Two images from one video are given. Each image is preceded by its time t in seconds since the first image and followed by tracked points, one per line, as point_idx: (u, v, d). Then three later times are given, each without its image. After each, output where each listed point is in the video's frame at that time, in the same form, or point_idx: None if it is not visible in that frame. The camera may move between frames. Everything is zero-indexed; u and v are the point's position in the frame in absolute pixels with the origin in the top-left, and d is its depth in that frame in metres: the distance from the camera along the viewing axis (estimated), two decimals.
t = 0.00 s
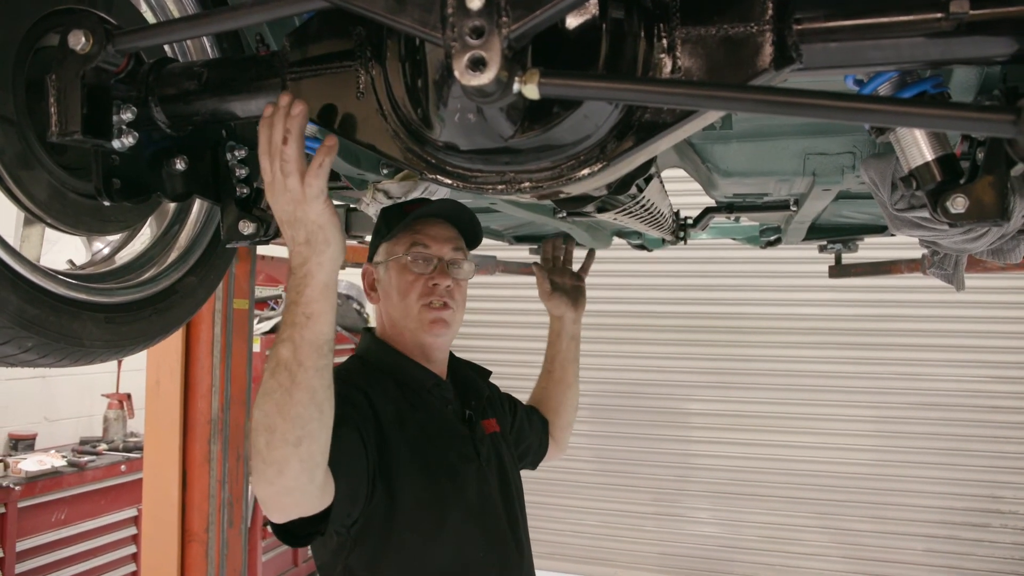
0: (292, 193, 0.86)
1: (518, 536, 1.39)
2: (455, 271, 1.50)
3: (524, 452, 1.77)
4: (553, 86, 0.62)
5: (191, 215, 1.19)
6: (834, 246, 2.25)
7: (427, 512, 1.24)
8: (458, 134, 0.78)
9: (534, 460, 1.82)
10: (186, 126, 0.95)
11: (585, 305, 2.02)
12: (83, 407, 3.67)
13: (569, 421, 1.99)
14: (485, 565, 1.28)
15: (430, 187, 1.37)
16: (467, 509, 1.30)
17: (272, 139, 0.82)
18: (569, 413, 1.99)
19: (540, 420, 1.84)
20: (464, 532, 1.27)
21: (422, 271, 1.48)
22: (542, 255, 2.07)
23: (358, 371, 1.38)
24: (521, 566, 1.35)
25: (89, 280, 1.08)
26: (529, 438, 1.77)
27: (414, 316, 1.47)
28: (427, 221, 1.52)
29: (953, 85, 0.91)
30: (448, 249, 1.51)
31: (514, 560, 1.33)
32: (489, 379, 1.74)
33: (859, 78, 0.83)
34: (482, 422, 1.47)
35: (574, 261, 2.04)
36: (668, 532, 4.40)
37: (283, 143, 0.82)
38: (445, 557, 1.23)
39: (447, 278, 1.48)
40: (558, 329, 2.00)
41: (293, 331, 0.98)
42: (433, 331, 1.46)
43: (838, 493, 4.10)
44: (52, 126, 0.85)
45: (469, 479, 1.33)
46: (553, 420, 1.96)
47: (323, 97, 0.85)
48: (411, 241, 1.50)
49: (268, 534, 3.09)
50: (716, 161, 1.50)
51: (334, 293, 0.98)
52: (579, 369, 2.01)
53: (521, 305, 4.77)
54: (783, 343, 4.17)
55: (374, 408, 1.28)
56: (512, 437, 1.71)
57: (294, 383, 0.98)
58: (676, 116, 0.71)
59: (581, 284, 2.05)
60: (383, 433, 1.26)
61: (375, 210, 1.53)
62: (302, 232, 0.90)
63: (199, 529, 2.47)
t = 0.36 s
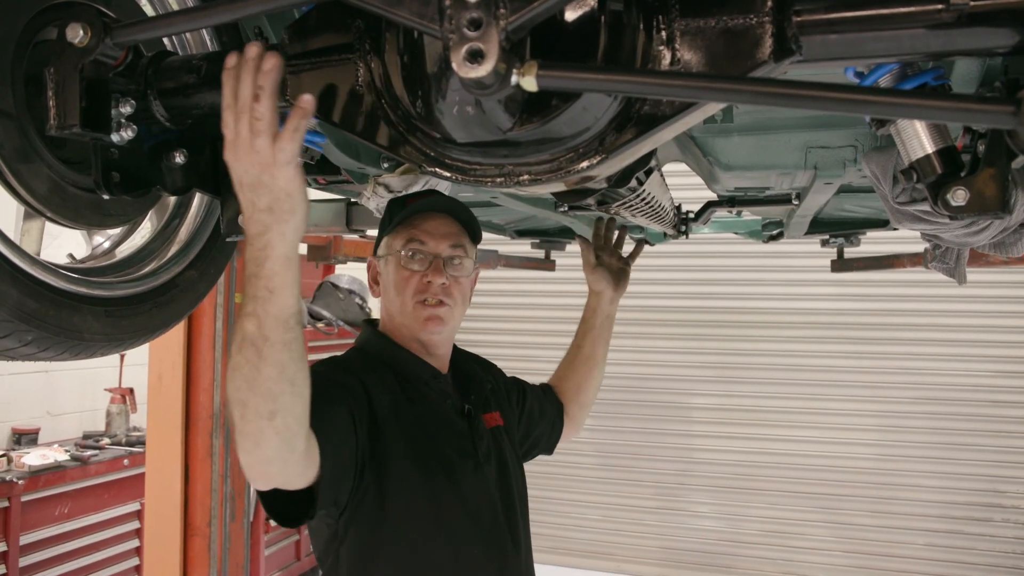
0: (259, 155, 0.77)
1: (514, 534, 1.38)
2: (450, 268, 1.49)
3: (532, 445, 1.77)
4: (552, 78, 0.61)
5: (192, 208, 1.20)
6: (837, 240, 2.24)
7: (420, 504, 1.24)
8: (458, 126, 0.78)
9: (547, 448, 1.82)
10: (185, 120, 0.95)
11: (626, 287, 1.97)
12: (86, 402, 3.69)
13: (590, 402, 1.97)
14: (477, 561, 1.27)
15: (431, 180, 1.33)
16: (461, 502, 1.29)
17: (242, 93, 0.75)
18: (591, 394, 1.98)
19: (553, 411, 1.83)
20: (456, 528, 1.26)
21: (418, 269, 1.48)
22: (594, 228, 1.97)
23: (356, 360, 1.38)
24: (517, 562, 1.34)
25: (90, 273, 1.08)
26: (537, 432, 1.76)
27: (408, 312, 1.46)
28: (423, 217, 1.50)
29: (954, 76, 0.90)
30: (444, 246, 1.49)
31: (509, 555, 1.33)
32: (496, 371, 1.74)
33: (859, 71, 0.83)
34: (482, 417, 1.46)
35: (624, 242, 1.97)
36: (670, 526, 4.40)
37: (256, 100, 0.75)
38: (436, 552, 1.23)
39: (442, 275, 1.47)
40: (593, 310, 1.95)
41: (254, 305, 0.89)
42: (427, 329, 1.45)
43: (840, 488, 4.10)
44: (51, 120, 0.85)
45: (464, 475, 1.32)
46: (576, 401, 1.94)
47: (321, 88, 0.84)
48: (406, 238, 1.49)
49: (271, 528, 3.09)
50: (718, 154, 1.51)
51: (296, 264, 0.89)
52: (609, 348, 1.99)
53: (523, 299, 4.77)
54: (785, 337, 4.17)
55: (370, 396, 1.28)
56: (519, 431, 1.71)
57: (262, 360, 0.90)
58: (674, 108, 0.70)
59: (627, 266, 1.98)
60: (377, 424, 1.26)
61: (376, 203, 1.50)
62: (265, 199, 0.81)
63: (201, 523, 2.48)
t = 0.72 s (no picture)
0: (244, 162, 0.80)
1: (519, 539, 1.35)
2: (447, 257, 1.45)
3: (546, 449, 1.77)
4: (556, 74, 0.61)
5: (197, 206, 1.20)
6: (844, 237, 2.23)
7: (419, 505, 1.24)
8: (463, 123, 0.77)
9: (561, 452, 1.81)
10: (190, 118, 0.96)
11: (644, 293, 1.94)
12: (93, 400, 3.70)
13: (606, 408, 1.96)
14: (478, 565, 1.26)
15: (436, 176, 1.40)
16: (462, 505, 1.28)
17: (232, 100, 0.77)
18: (607, 400, 1.96)
19: (568, 414, 1.81)
20: (456, 531, 1.25)
21: (414, 260, 1.45)
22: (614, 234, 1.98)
23: (360, 359, 1.39)
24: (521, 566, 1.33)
25: (95, 272, 1.09)
26: (551, 436, 1.75)
27: (407, 305, 1.44)
28: (418, 209, 1.48)
29: (962, 71, 0.90)
30: (440, 236, 1.46)
31: (512, 560, 1.31)
32: (511, 370, 1.72)
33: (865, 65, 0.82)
34: (488, 418, 1.45)
35: (644, 247, 1.95)
36: (675, 524, 4.40)
37: (246, 109, 0.78)
38: (435, 555, 1.22)
39: (438, 264, 1.44)
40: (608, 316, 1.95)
41: (235, 310, 0.89)
42: (426, 320, 1.43)
43: (846, 486, 4.09)
44: (55, 118, 0.85)
45: (466, 478, 1.31)
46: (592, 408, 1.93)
47: (325, 85, 0.83)
48: (402, 230, 1.46)
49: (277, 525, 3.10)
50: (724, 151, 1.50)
51: (277, 269, 0.89)
52: (626, 355, 1.97)
53: (529, 297, 4.77)
54: (792, 335, 4.16)
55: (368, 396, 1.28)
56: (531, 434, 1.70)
57: (242, 363, 0.90)
58: (680, 104, 0.71)
59: (645, 272, 1.97)
60: (377, 424, 1.26)
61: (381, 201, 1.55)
62: (247, 205, 0.83)
63: (208, 520, 2.49)
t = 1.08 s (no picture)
0: (232, 159, 0.80)
1: (519, 539, 1.35)
2: (446, 263, 1.44)
3: (550, 449, 1.77)
4: (559, 75, 0.61)
5: (200, 206, 1.21)
6: (846, 239, 2.23)
7: (419, 505, 1.24)
8: (466, 123, 0.77)
9: (564, 451, 1.81)
10: (193, 118, 0.95)
11: (649, 293, 1.94)
12: (95, 399, 3.71)
13: (609, 407, 1.95)
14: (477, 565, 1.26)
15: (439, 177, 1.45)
16: (461, 505, 1.29)
17: (219, 98, 0.78)
18: (611, 399, 1.96)
19: (572, 416, 1.81)
20: (455, 532, 1.25)
21: (412, 265, 1.44)
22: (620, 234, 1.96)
23: (360, 359, 1.38)
24: (520, 566, 1.33)
25: (98, 271, 1.09)
26: (554, 436, 1.75)
27: (406, 310, 1.44)
28: (417, 214, 1.47)
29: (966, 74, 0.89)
30: (437, 240, 1.45)
31: (511, 560, 1.32)
32: (515, 370, 1.72)
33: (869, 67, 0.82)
34: (489, 419, 1.45)
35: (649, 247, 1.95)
36: (676, 526, 4.39)
37: (233, 106, 0.78)
38: (434, 555, 1.22)
39: (435, 270, 1.43)
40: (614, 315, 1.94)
41: (226, 307, 0.89)
42: (425, 325, 1.43)
43: (847, 488, 4.09)
44: (59, 117, 0.85)
45: (466, 479, 1.31)
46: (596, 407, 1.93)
47: (330, 85, 0.84)
48: (400, 236, 1.46)
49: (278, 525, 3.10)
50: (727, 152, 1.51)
51: (268, 266, 0.89)
52: (630, 354, 1.97)
53: (530, 298, 4.77)
54: (794, 337, 4.15)
55: (368, 396, 1.28)
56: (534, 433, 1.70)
57: (233, 360, 0.90)
58: (683, 105, 0.70)
59: (651, 272, 1.97)
60: (376, 425, 1.26)
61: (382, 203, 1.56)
62: (235, 203, 0.83)
63: (209, 521, 2.49)
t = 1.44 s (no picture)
0: (225, 157, 0.81)
1: (515, 541, 1.36)
2: (449, 281, 1.44)
3: (544, 453, 1.77)
4: (558, 78, 0.62)
5: (198, 208, 1.21)
6: (842, 241, 2.23)
7: (416, 506, 1.24)
8: (464, 126, 0.78)
9: (557, 455, 1.82)
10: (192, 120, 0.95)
11: (616, 293, 1.95)
12: (91, 401, 3.70)
13: (593, 411, 1.95)
14: (472, 566, 1.27)
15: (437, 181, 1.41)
16: (457, 507, 1.29)
17: (213, 96, 0.79)
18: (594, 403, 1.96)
19: (565, 420, 1.81)
20: (452, 533, 1.26)
21: (415, 280, 1.44)
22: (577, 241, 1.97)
23: (357, 360, 1.38)
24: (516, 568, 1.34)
25: (96, 273, 1.09)
26: (548, 440, 1.75)
27: (406, 323, 1.44)
28: (426, 223, 1.45)
29: (960, 77, 0.89)
30: (443, 259, 1.44)
31: (506, 561, 1.32)
32: (510, 374, 1.72)
33: (865, 70, 0.82)
34: (486, 421, 1.45)
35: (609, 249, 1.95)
36: (673, 526, 4.39)
37: (227, 106, 0.80)
38: (430, 556, 1.22)
39: (437, 289, 1.43)
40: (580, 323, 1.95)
41: (220, 307, 0.89)
42: (422, 341, 1.43)
43: (844, 489, 4.10)
44: (58, 119, 0.85)
45: (462, 481, 1.31)
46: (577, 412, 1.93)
47: (329, 87, 0.84)
48: (405, 246, 1.44)
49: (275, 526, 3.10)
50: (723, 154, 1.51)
51: (262, 266, 0.90)
52: (607, 358, 1.97)
53: (527, 299, 4.77)
54: (790, 338, 4.16)
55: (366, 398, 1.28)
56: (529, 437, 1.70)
57: (227, 360, 0.90)
58: (680, 108, 0.71)
59: (615, 273, 1.97)
60: (374, 426, 1.26)
61: (382, 203, 1.56)
62: (229, 202, 0.84)
63: (206, 523, 2.49)
